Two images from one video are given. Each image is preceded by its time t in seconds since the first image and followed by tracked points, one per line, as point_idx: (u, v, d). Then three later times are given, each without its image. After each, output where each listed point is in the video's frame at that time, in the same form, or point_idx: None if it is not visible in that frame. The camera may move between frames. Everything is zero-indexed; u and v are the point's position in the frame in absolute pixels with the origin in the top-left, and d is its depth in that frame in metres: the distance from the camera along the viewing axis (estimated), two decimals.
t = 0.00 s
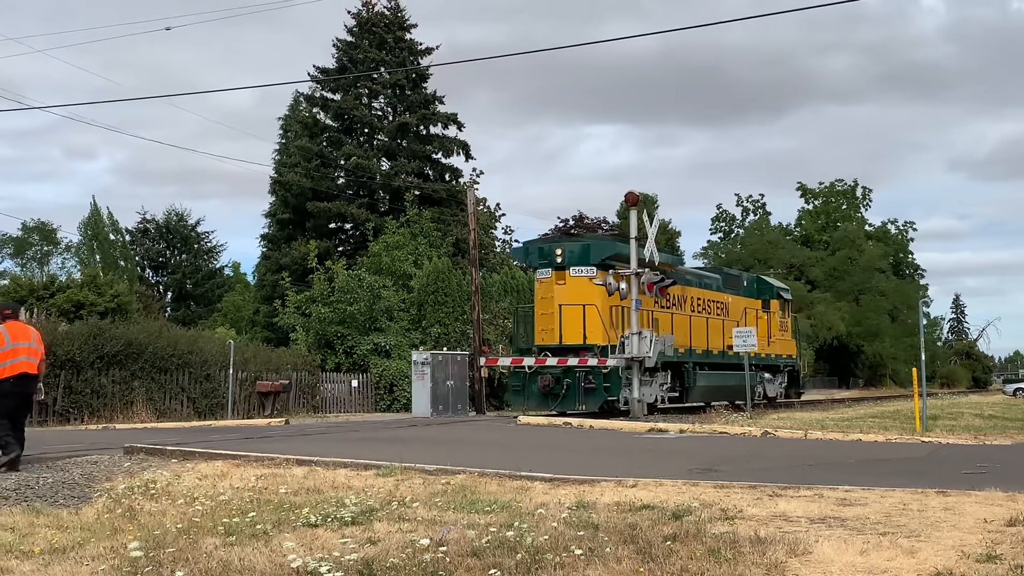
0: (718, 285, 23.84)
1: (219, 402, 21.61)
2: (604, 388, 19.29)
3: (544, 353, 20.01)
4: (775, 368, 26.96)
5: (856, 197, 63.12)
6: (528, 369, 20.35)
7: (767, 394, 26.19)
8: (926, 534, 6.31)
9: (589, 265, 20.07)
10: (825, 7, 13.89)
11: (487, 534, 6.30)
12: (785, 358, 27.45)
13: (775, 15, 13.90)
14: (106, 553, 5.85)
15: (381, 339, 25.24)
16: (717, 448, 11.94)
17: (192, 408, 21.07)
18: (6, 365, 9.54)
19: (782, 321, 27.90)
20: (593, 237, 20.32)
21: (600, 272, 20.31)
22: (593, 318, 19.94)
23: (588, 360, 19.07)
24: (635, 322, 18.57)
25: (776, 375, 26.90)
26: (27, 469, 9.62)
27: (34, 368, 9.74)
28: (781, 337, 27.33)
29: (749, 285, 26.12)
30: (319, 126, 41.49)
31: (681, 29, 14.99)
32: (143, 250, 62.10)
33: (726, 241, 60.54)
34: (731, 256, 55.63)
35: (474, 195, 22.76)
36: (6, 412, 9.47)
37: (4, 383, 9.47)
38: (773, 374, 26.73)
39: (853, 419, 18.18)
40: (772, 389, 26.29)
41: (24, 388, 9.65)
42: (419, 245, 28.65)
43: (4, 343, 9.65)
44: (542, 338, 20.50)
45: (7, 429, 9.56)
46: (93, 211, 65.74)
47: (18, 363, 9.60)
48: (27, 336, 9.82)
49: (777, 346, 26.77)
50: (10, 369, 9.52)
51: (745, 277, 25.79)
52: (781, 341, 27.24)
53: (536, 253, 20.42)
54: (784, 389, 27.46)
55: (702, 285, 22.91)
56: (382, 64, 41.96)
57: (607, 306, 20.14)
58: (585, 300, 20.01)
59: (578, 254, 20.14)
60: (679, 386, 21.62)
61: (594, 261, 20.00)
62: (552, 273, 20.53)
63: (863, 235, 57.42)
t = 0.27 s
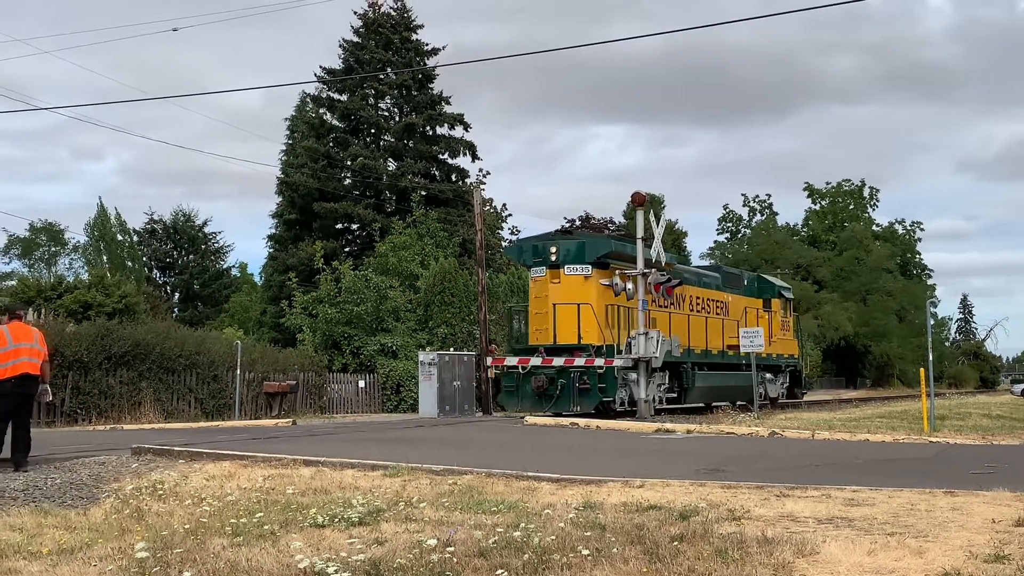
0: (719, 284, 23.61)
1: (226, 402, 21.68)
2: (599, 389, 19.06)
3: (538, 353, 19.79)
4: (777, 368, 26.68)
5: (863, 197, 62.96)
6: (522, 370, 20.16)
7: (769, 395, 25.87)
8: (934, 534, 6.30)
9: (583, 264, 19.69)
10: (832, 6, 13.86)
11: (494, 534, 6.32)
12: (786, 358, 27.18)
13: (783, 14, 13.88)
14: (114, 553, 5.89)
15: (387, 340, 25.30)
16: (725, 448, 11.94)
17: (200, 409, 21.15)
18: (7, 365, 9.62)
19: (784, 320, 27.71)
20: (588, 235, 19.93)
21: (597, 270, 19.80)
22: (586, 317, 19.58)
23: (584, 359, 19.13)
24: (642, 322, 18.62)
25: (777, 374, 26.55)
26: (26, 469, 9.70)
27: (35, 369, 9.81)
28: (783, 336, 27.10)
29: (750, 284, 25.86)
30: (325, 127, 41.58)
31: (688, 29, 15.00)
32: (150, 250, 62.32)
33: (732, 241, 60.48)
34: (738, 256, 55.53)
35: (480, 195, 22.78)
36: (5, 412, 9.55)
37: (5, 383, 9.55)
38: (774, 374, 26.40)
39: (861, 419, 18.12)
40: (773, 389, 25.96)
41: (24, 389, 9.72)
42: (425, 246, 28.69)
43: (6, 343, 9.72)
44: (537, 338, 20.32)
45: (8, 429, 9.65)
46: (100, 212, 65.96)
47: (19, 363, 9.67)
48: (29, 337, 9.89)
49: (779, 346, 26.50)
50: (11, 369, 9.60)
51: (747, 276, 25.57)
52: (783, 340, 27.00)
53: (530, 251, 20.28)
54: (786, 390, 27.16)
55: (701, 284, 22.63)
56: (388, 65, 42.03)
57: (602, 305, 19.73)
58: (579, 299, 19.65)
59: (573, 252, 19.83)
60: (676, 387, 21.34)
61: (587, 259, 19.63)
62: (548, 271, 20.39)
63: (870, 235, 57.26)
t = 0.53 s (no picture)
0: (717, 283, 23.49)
1: (234, 402, 21.76)
2: (593, 389, 18.79)
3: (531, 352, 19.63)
4: (778, 368, 26.51)
5: (870, 197, 62.81)
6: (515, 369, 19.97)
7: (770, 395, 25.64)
8: (941, 534, 6.29)
9: (577, 261, 19.45)
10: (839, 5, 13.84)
11: (501, 534, 6.33)
12: (787, 358, 27.01)
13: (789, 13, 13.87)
14: (121, 553, 5.92)
15: (394, 340, 25.33)
16: (731, 448, 11.93)
17: (207, 408, 21.22)
18: (7, 366, 9.71)
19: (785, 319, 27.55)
20: (582, 232, 19.71)
21: (592, 268, 19.51)
22: (579, 315, 19.30)
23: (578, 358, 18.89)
24: (647, 323, 18.57)
25: (777, 374, 26.32)
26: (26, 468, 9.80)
27: (34, 371, 9.90)
28: (784, 336, 26.95)
29: (750, 283, 25.72)
30: (332, 127, 41.64)
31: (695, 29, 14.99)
32: (157, 250, 62.50)
33: (739, 241, 60.42)
34: (744, 256, 55.44)
35: (486, 195, 22.79)
36: (4, 414, 9.64)
37: (4, 384, 9.66)
38: (775, 374, 26.21)
39: (868, 419, 18.07)
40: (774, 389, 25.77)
41: (23, 391, 9.82)
42: (431, 245, 28.73)
43: (6, 344, 9.80)
44: (530, 337, 20.12)
45: (9, 431, 9.75)
46: (107, 212, 66.18)
47: (18, 365, 9.76)
48: (29, 338, 9.96)
49: (780, 345, 26.31)
50: (10, 370, 9.69)
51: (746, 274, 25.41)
52: (784, 340, 26.84)
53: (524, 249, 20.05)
54: (787, 389, 26.97)
55: (700, 282, 22.49)
56: (394, 65, 42.08)
57: (596, 303, 19.45)
58: (572, 298, 19.41)
59: (568, 250, 19.57)
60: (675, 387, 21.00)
61: (583, 257, 19.37)
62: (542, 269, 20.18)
63: (877, 234, 57.12)
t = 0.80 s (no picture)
0: (717, 281, 23.36)
1: (242, 402, 21.86)
2: (589, 389, 18.67)
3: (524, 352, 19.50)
4: (780, 367, 26.34)
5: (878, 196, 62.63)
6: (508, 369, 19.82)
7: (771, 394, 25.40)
8: (949, 534, 6.29)
9: (571, 258, 19.25)
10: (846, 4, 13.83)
11: (508, 533, 6.34)
12: (790, 356, 26.82)
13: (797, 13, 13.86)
14: (130, 552, 5.96)
15: (401, 339, 25.39)
16: (738, 448, 11.90)
17: (215, 408, 21.31)
18: (8, 367, 9.77)
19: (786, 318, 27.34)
20: (576, 229, 19.53)
21: (586, 266, 19.36)
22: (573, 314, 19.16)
23: (573, 358, 18.78)
24: (655, 322, 18.54)
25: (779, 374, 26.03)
26: (35, 467, 9.91)
27: (35, 371, 9.96)
28: (786, 334, 26.83)
29: (751, 281, 25.59)
30: (339, 127, 41.70)
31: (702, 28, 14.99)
32: (165, 250, 62.70)
33: (746, 240, 60.32)
34: (752, 255, 55.33)
35: (493, 195, 22.79)
36: (6, 414, 9.72)
37: (6, 384, 9.72)
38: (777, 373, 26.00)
39: (877, 418, 18.03)
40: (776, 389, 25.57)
41: (25, 391, 9.89)
42: (439, 245, 28.76)
43: (6, 344, 9.85)
44: (525, 335, 19.99)
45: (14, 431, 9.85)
46: (116, 212, 66.44)
47: (20, 365, 9.82)
48: (30, 338, 10.02)
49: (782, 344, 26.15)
50: (12, 371, 9.76)
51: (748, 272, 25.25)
52: (786, 338, 26.71)
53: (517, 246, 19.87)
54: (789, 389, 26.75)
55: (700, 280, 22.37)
56: (402, 65, 42.13)
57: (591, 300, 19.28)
58: (567, 296, 19.28)
59: (562, 246, 19.36)
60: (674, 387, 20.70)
61: (577, 254, 19.18)
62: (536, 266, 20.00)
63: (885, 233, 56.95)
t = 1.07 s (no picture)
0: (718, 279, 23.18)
1: (251, 401, 21.93)
2: (584, 389, 18.49)
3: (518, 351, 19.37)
4: (783, 366, 26.15)
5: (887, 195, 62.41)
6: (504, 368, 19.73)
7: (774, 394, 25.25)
8: (958, 533, 6.28)
9: (566, 255, 19.07)
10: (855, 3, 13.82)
11: (516, 532, 6.37)
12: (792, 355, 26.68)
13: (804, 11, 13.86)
14: (140, 551, 6.00)
15: (409, 339, 25.42)
16: (745, 448, 11.86)
17: (224, 407, 21.38)
18: (9, 366, 9.84)
19: (789, 316, 27.12)
20: (572, 225, 19.35)
21: (581, 262, 19.19)
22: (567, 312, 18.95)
23: (568, 358, 18.65)
24: (663, 322, 18.56)
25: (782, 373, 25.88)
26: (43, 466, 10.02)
27: (38, 369, 10.00)
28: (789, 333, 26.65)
29: (754, 279, 25.45)
30: (348, 127, 41.73)
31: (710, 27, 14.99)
32: (174, 250, 62.91)
33: (755, 240, 60.19)
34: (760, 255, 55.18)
35: (501, 194, 22.81)
36: (11, 414, 9.81)
37: (8, 383, 9.80)
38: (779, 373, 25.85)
39: (885, 418, 17.98)
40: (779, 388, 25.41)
41: (28, 389, 9.95)
42: (447, 245, 28.80)
43: (6, 343, 9.89)
44: (519, 334, 19.81)
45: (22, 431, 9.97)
46: (124, 212, 66.73)
47: (21, 364, 9.87)
48: (31, 336, 10.04)
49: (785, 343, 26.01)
50: (13, 370, 9.83)
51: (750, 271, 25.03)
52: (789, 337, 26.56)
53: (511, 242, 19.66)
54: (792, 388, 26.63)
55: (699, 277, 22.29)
56: (410, 64, 42.19)
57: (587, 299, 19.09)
58: (561, 294, 19.09)
59: (558, 244, 19.16)
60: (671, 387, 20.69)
61: (573, 251, 18.99)
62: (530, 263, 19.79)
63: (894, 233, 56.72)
